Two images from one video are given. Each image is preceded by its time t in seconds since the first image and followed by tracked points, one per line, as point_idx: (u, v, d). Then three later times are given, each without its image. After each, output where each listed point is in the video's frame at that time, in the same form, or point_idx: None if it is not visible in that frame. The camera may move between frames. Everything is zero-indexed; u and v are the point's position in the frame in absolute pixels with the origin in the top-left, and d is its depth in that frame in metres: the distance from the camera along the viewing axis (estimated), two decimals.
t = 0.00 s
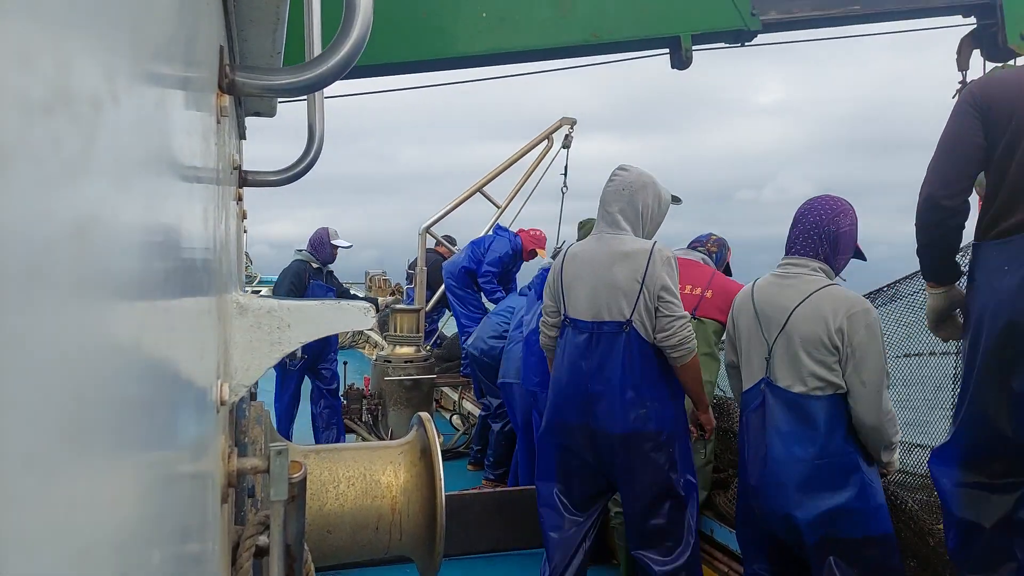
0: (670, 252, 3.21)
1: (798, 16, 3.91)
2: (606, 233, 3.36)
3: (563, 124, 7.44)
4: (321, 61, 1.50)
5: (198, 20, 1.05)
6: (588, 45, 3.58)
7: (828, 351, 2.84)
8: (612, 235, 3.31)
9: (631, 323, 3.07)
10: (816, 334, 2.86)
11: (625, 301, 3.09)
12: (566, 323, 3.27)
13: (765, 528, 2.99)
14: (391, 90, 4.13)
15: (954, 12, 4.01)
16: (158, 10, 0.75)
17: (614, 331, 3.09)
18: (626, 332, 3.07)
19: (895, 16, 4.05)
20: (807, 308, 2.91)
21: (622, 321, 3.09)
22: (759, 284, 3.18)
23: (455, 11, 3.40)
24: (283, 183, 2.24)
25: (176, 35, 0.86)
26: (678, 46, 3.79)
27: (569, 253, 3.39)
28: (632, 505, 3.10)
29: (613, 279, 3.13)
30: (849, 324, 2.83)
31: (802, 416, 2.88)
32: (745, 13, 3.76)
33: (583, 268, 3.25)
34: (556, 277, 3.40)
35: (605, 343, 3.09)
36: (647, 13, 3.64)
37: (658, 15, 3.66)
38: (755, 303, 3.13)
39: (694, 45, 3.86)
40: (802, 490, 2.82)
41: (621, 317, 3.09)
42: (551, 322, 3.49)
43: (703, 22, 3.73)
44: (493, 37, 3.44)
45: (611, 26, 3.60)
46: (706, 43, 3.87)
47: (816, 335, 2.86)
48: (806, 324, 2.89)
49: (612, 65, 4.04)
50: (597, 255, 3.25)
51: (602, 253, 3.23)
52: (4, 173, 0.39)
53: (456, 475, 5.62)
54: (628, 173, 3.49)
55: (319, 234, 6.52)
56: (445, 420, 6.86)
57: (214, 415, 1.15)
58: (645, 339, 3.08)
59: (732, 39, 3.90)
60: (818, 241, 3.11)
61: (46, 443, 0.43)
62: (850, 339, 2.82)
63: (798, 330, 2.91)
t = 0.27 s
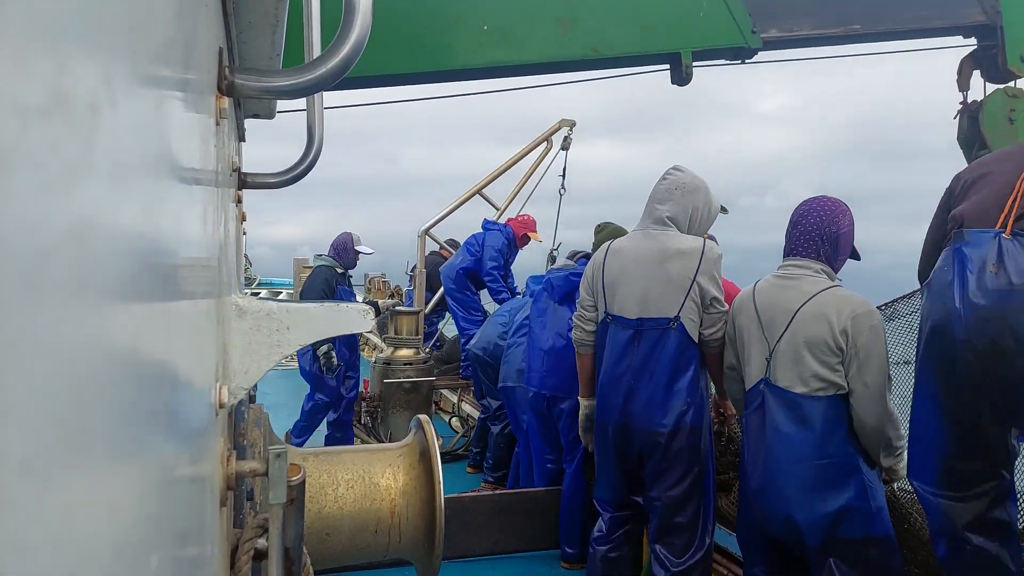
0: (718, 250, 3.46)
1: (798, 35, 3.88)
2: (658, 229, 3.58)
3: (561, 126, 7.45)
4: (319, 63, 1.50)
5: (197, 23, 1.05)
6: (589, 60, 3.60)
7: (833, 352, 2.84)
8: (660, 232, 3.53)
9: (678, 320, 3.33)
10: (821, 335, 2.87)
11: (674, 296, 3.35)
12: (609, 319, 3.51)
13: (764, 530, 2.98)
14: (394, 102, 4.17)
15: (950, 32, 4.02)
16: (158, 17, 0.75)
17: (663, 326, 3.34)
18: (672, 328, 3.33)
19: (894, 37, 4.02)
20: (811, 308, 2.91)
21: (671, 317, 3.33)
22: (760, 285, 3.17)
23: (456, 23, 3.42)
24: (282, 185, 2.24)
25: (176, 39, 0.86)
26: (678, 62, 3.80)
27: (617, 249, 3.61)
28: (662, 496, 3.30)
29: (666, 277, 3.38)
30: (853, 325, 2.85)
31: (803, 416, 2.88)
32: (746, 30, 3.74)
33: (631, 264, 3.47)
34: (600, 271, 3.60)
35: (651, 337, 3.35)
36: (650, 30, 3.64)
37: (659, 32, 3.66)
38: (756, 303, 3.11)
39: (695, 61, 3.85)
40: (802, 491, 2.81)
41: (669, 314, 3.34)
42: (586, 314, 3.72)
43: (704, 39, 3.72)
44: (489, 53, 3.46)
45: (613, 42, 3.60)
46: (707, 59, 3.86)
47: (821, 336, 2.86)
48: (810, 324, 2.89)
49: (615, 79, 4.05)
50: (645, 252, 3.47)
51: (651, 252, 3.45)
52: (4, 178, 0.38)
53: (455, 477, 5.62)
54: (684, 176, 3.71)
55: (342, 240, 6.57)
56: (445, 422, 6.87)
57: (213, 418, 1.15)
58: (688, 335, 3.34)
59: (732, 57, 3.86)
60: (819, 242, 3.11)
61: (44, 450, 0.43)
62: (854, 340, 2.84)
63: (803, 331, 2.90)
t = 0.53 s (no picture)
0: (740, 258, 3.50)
1: (797, 56, 3.71)
2: (680, 233, 3.64)
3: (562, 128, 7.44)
4: (319, 66, 1.50)
5: (196, 25, 1.05)
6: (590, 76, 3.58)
7: (862, 360, 2.85)
8: (683, 237, 3.58)
9: (694, 321, 3.36)
10: (852, 339, 2.87)
11: (693, 300, 3.38)
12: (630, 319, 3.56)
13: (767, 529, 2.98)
14: (396, 116, 4.20)
15: (948, 56, 3.81)
16: (158, 24, 0.76)
17: (679, 328, 3.37)
18: (688, 330, 3.36)
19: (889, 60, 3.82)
20: (843, 315, 2.92)
21: (686, 319, 3.37)
22: (791, 292, 3.18)
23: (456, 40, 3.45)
24: (282, 188, 2.24)
25: (175, 43, 0.86)
26: (678, 80, 3.76)
27: (638, 253, 3.67)
28: (672, 495, 3.30)
29: (684, 279, 3.42)
30: (886, 337, 2.86)
31: (812, 415, 2.87)
32: (746, 51, 3.67)
33: (654, 267, 3.51)
34: (625, 273, 3.65)
35: (667, 337, 3.38)
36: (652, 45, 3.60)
37: (659, 48, 3.62)
38: (785, 308, 3.12)
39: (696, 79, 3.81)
40: (808, 491, 2.80)
41: (686, 316, 3.37)
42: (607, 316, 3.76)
43: (705, 57, 3.67)
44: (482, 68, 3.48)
45: (613, 58, 3.57)
46: (708, 78, 3.82)
47: (853, 341, 2.87)
48: (843, 329, 2.90)
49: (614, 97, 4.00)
50: (668, 256, 3.51)
51: (673, 255, 3.49)
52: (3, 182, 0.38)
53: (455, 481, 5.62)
54: (710, 185, 3.77)
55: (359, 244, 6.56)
56: (444, 425, 6.87)
57: (213, 420, 1.15)
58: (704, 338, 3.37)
59: (732, 75, 3.81)
60: (853, 255, 3.12)
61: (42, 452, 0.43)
62: (884, 349, 2.85)
63: (834, 334, 2.91)
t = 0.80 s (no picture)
0: (740, 264, 3.46)
1: (792, 80, 3.75)
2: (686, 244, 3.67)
3: (562, 131, 7.43)
4: (320, 70, 1.51)
5: (197, 27, 1.06)
6: (592, 95, 3.61)
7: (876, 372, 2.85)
8: (689, 247, 3.61)
9: (690, 326, 3.37)
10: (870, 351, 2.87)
11: (689, 305, 3.40)
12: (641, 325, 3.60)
13: (770, 533, 2.99)
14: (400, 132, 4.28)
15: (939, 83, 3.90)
16: (157, 31, 0.76)
17: (677, 332, 3.40)
18: (687, 334, 3.37)
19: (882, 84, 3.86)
20: (861, 327, 2.92)
21: (683, 324, 3.39)
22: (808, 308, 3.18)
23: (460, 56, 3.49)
24: (283, 191, 2.24)
25: (176, 46, 0.86)
26: (679, 101, 3.78)
27: (646, 264, 3.72)
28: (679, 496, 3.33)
29: (682, 287, 3.45)
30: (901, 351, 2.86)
31: (814, 419, 2.87)
32: (748, 73, 3.72)
33: (660, 277, 3.55)
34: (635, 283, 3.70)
35: (669, 342, 3.41)
36: (655, 66, 3.64)
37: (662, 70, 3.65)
38: (801, 319, 3.13)
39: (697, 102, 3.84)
40: (808, 495, 2.79)
41: (683, 320, 3.40)
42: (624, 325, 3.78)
43: (707, 80, 3.71)
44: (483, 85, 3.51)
45: (615, 79, 3.61)
46: (709, 101, 3.85)
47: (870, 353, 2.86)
48: (858, 340, 2.90)
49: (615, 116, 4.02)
50: (672, 265, 3.55)
51: (676, 264, 3.53)
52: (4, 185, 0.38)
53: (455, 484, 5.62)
54: (720, 197, 3.79)
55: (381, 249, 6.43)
56: (444, 428, 6.87)
57: (214, 422, 1.15)
58: (704, 342, 3.35)
59: (734, 98, 3.82)
60: (870, 278, 3.13)
61: (43, 455, 0.43)
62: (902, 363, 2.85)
63: (847, 344, 2.91)
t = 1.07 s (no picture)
0: (763, 272, 3.45)
1: (784, 102, 3.86)
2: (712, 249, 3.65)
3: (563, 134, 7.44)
4: (320, 73, 1.51)
5: (198, 31, 1.06)
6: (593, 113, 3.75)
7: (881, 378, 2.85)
8: (715, 250, 3.60)
9: (711, 331, 3.36)
10: (868, 359, 2.86)
11: (711, 310, 3.40)
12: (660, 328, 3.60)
13: (770, 535, 2.99)
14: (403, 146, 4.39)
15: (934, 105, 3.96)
16: (157, 34, 0.75)
17: (697, 337, 3.39)
18: (705, 340, 3.37)
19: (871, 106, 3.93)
20: (863, 336, 2.92)
21: (705, 328, 3.38)
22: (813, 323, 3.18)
23: (465, 72, 3.63)
24: (283, 194, 2.24)
25: (175, 46, 0.86)
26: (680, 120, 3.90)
27: (669, 266, 3.71)
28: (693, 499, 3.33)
29: (706, 291, 3.44)
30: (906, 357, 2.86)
31: (815, 423, 2.86)
32: (749, 95, 3.81)
33: (685, 279, 3.54)
34: (656, 283, 3.70)
35: (690, 346, 3.40)
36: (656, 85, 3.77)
37: (662, 89, 3.79)
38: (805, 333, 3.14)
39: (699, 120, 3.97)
40: (805, 500, 2.78)
41: (704, 325, 3.39)
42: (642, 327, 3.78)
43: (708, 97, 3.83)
44: (488, 101, 3.65)
45: (617, 96, 3.74)
46: (709, 121, 3.95)
47: (870, 360, 2.86)
48: (859, 347, 2.90)
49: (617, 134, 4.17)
50: (697, 267, 3.54)
51: (701, 266, 3.52)
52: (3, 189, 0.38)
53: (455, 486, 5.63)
54: (746, 203, 3.77)
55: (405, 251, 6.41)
56: (444, 431, 6.87)
57: (214, 425, 1.15)
58: (723, 347, 3.35)
59: (734, 119, 3.93)
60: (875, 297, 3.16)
61: (43, 460, 0.43)
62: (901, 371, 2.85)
63: (850, 349, 2.91)
